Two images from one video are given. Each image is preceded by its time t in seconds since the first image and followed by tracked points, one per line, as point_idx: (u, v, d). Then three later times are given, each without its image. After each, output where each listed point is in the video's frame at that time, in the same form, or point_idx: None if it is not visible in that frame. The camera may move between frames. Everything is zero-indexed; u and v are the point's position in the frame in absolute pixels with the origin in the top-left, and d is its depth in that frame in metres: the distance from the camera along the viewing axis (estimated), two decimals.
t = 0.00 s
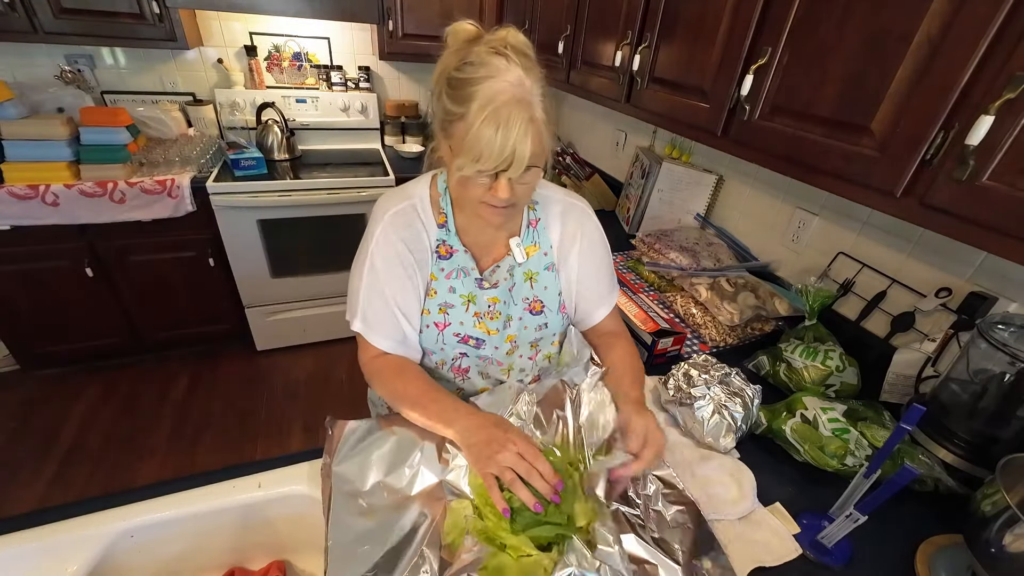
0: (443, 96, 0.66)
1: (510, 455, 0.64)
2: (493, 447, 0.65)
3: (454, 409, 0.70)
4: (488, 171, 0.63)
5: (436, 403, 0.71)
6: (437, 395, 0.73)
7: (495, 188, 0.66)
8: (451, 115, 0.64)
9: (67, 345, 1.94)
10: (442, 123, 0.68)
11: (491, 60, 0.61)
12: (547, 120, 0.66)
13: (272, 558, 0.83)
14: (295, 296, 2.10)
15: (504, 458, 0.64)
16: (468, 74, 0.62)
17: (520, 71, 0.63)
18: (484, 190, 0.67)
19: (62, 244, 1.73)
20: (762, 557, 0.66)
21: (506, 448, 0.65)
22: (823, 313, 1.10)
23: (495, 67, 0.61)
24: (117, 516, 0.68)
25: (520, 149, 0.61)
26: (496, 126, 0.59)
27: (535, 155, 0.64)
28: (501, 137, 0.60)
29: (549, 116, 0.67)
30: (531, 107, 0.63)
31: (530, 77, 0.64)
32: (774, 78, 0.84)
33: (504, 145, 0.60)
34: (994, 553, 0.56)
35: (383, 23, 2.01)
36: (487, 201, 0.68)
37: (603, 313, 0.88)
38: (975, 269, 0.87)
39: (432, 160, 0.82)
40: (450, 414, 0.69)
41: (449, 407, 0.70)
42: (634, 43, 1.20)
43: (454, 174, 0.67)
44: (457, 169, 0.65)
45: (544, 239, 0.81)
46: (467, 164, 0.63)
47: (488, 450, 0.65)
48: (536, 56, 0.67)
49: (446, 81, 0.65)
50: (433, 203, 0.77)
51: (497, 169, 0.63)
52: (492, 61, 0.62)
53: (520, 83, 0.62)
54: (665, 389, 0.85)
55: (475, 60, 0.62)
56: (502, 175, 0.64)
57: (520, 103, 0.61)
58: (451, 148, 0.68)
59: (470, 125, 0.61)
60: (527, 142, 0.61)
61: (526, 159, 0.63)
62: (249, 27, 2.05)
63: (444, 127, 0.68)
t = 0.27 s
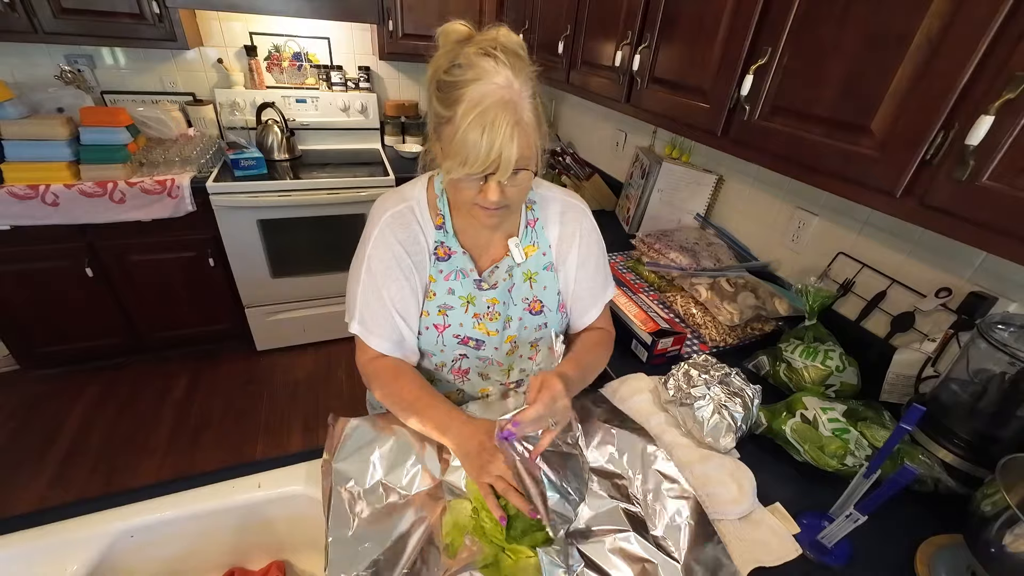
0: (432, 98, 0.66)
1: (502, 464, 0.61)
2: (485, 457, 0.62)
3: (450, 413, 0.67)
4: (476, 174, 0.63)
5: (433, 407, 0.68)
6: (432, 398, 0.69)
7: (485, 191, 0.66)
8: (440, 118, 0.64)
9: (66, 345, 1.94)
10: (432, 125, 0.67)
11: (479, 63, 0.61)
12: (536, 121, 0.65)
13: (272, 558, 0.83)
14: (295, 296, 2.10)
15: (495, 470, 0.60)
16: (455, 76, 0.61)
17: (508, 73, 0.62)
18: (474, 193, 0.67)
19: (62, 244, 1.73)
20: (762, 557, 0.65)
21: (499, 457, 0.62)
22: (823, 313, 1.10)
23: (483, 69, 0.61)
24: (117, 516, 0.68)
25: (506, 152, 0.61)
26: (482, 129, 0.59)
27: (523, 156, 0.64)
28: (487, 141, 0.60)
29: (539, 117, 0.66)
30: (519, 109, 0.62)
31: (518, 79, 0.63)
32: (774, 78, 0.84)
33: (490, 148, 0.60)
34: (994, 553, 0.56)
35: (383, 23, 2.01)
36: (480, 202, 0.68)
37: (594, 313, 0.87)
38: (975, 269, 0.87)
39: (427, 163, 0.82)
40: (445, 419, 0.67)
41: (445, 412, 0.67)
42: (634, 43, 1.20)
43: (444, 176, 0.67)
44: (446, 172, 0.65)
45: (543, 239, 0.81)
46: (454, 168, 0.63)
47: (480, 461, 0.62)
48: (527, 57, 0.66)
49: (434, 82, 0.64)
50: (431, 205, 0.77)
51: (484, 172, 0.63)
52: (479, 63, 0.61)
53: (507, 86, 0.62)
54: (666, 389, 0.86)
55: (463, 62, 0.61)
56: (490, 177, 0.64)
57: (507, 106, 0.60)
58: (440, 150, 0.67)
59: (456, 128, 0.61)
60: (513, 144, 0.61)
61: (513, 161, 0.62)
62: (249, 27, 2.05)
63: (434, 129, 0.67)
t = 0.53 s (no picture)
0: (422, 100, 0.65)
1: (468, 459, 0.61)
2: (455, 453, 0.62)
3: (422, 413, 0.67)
4: (463, 180, 0.64)
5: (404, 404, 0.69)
6: (410, 401, 0.70)
7: (473, 194, 0.66)
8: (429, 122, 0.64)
9: (66, 345, 1.94)
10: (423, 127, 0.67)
11: (465, 65, 0.60)
12: (524, 125, 0.64)
13: (272, 558, 0.83)
14: (295, 296, 2.10)
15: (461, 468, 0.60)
16: (442, 81, 0.61)
17: (495, 76, 0.60)
18: (465, 195, 0.68)
19: (62, 244, 1.73)
20: (762, 557, 0.65)
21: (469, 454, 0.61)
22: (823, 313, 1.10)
23: (469, 73, 0.60)
24: (117, 516, 0.68)
25: (488, 160, 0.61)
26: (465, 136, 0.59)
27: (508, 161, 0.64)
28: (470, 148, 0.60)
29: (529, 121, 0.65)
30: (505, 114, 0.61)
31: (507, 80, 0.62)
32: (774, 78, 0.84)
33: (474, 155, 0.60)
34: (994, 553, 0.56)
35: (383, 23, 2.01)
36: (470, 205, 0.68)
37: (591, 311, 0.88)
38: (975, 269, 0.87)
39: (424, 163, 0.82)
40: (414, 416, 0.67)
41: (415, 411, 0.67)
42: (634, 43, 1.20)
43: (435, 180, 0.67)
44: (434, 177, 0.65)
45: (540, 237, 0.81)
46: (441, 174, 0.64)
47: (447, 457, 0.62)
48: (519, 57, 0.64)
49: (423, 85, 0.63)
50: (426, 206, 0.77)
51: (469, 178, 0.63)
52: (466, 67, 0.60)
53: (494, 90, 0.61)
54: (665, 389, 0.86)
55: (450, 66, 0.60)
56: (477, 183, 0.64)
57: (492, 112, 0.60)
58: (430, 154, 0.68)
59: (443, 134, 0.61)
60: (497, 150, 0.61)
61: (498, 167, 0.62)
62: (249, 27, 2.05)
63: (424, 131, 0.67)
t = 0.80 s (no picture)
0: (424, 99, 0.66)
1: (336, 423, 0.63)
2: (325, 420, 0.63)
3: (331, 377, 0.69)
4: (445, 181, 0.63)
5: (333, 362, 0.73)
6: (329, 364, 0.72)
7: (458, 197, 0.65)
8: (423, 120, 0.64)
9: (66, 345, 1.94)
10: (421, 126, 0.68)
11: (464, 69, 0.60)
12: (517, 133, 0.64)
13: (272, 557, 0.83)
14: (295, 296, 2.10)
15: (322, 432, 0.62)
16: (440, 81, 0.61)
17: (492, 82, 0.61)
18: (447, 197, 0.67)
19: (62, 244, 1.73)
20: (762, 557, 0.65)
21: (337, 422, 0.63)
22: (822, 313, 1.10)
23: (467, 77, 0.60)
24: (117, 516, 0.68)
25: (468, 163, 0.60)
26: (449, 137, 0.58)
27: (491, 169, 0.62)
28: (452, 149, 0.59)
29: (523, 130, 0.64)
30: (496, 120, 0.61)
31: (505, 88, 0.62)
32: (774, 78, 0.84)
33: (456, 157, 0.59)
34: (994, 553, 0.56)
35: (383, 23, 2.01)
36: (468, 205, 0.68)
37: (589, 312, 0.87)
38: (975, 269, 0.87)
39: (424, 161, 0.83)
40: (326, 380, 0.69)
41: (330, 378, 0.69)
42: (634, 43, 1.20)
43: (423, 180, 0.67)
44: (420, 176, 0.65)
45: (538, 237, 0.81)
46: (424, 172, 0.63)
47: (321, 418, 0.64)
48: (523, 67, 0.65)
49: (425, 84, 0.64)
50: (424, 202, 0.77)
51: (449, 180, 0.62)
52: (464, 70, 0.60)
53: (490, 97, 0.60)
54: (666, 389, 0.86)
55: (450, 68, 0.61)
56: (458, 187, 0.63)
57: (482, 116, 0.59)
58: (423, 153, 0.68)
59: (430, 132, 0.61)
60: (479, 155, 0.60)
61: (479, 173, 0.61)
62: (249, 27, 2.05)
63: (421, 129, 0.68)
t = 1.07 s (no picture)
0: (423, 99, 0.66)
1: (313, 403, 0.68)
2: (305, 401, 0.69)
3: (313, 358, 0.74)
4: (445, 181, 0.63)
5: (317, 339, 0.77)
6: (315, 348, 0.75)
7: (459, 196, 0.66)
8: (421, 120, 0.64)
9: (66, 345, 1.94)
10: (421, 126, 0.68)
11: (460, 69, 0.60)
12: (515, 133, 0.64)
13: (272, 558, 0.82)
14: (295, 296, 2.10)
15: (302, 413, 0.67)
16: (437, 82, 0.61)
17: (490, 81, 0.60)
18: (448, 196, 0.67)
19: (62, 244, 1.73)
20: (762, 557, 0.65)
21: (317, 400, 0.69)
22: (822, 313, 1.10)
23: (463, 77, 0.60)
24: (117, 517, 0.68)
25: (466, 164, 0.60)
26: (446, 138, 0.59)
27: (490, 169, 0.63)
28: (450, 151, 0.59)
29: (521, 129, 0.64)
30: (494, 120, 0.61)
31: (503, 87, 0.61)
32: (774, 78, 0.84)
33: (454, 158, 0.60)
34: (993, 553, 0.56)
35: (383, 23, 2.01)
36: (469, 205, 0.68)
37: (588, 311, 0.86)
38: (975, 269, 0.87)
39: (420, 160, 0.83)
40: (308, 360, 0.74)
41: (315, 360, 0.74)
42: (634, 43, 1.20)
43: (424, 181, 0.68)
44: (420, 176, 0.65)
45: (536, 237, 0.81)
46: (423, 173, 0.63)
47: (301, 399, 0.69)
48: (521, 64, 0.64)
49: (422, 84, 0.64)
50: (421, 200, 0.78)
51: (448, 181, 0.63)
52: (461, 70, 0.60)
53: (487, 96, 0.60)
54: (666, 390, 0.86)
55: (447, 67, 0.61)
56: (458, 187, 0.64)
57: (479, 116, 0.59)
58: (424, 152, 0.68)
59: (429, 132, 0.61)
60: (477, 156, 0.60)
61: (477, 173, 0.62)
62: (249, 27, 2.05)
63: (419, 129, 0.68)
